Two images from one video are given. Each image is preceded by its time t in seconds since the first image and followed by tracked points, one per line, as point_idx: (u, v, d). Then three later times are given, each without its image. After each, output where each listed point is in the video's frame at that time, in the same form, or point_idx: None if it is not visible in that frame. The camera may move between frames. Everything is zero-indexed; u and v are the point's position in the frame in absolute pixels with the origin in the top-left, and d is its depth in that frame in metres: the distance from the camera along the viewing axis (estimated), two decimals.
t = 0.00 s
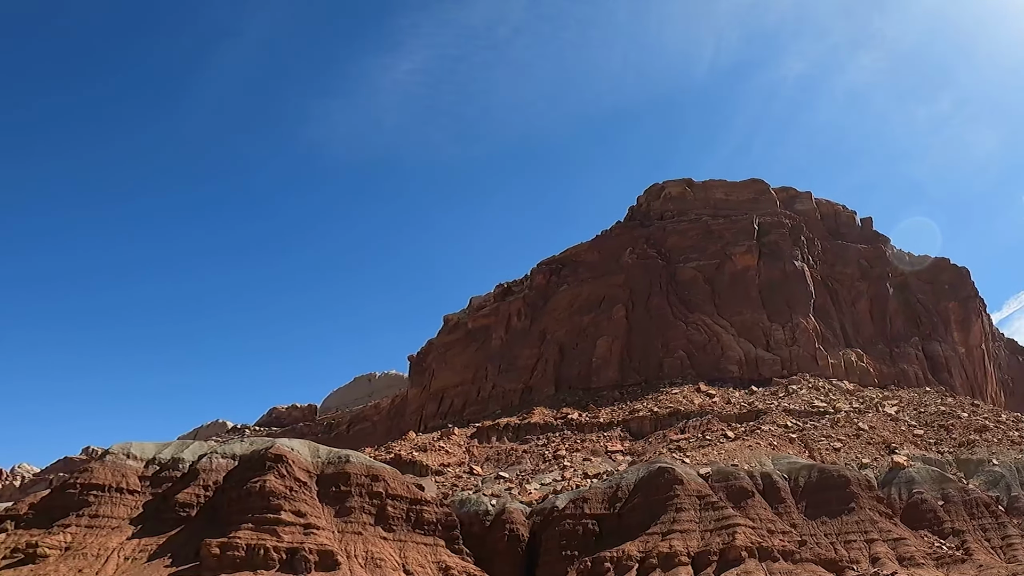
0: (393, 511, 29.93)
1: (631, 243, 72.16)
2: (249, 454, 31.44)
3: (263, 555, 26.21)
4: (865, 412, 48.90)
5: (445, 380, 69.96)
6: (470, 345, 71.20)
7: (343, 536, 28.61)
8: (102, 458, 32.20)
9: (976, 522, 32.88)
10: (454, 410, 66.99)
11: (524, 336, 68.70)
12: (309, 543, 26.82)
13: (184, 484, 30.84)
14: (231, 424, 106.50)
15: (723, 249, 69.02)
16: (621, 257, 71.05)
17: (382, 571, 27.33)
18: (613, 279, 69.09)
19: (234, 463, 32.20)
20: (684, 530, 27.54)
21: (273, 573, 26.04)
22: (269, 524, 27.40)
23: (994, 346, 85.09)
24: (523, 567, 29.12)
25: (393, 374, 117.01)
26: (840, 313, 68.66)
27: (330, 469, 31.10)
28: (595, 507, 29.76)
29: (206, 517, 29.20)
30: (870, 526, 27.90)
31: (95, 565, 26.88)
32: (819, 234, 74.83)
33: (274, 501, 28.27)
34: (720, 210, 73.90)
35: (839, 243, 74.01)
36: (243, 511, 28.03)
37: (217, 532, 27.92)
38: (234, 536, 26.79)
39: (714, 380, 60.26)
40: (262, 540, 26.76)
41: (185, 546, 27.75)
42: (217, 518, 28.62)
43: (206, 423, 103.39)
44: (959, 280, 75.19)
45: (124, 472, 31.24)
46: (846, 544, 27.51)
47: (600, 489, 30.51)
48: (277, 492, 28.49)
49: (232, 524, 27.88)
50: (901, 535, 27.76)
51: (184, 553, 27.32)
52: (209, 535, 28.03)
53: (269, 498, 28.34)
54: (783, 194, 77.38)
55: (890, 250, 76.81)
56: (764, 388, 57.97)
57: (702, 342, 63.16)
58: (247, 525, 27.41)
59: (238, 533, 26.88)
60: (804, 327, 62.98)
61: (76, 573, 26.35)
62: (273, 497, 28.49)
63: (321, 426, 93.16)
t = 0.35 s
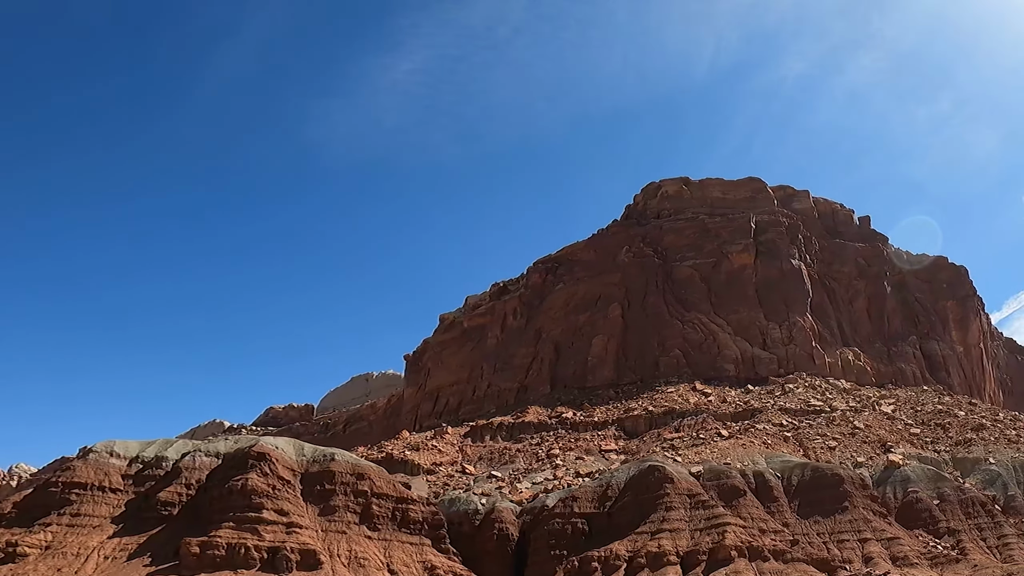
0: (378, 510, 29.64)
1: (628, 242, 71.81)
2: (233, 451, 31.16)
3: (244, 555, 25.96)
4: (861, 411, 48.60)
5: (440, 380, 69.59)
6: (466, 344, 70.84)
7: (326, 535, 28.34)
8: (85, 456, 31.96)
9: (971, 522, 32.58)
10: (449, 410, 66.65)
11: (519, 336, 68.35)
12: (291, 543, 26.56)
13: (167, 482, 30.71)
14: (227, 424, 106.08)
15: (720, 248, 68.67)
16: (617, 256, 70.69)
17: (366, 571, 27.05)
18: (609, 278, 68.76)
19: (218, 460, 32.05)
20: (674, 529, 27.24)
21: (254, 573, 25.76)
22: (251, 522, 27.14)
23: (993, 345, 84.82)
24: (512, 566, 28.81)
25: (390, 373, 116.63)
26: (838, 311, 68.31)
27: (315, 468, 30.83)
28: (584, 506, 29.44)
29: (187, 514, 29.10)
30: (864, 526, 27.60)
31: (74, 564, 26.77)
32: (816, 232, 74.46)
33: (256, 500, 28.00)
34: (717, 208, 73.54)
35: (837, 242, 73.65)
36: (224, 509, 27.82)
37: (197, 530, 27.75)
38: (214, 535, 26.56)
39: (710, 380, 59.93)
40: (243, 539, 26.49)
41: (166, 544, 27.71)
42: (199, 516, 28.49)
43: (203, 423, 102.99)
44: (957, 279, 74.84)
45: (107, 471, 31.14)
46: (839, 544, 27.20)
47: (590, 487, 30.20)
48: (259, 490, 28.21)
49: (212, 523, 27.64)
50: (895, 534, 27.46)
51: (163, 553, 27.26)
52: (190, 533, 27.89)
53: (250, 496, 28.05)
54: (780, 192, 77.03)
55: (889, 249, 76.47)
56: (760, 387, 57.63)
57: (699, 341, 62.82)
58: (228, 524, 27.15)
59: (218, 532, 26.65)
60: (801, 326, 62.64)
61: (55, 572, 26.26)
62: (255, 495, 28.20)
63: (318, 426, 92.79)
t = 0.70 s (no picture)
0: (364, 509, 29.42)
1: (624, 241, 71.52)
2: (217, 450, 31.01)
3: (225, 554, 25.82)
4: (858, 409, 48.32)
5: (436, 379, 69.26)
6: (462, 343, 70.50)
7: (310, 534, 28.12)
8: (69, 454, 31.92)
9: (967, 521, 32.31)
10: (445, 409, 66.29)
11: (515, 335, 68.03)
12: (273, 542, 26.40)
13: (150, 481, 30.46)
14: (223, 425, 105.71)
15: (717, 246, 68.40)
16: (613, 255, 70.40)
17: (350, 570, 26.83)
18: (605, 277, 68.47)
19: (202, 460, 31.77)
20: (664, 528, 26.97)
21: (236, 572, 25.65)
22: (233, 522, 26.96)
23: (991, 344, 84.64)
24: (503, 566, 28.54)
25: (387, 373, 116.25)
26: (835, 310, 68.02)
27: (300, 466, 30.61)
28: (575, 505, 29.17)
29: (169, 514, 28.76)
30: (858, 525, 27.33)
31: (55, 563, 26.65)
32: (814, 231, 74.18)
33: (239, 498, 27.76)
34: (714, 207, 73.24)
35: (834, 240, 73.39)
36: (207, 507, 27.50)
37: (180, 530, 27.50)
38: (195, 534, 26.39)
39: (707, 379, 59.63)
40: (225, 539, 26.31)
41: (146, 544, 27.40)
42: (181, 515, 28.19)
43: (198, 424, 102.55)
44: (955, 278, 74.59)
45: (91, 469, 31.13)
46: (832, 543, 26.92)
47: (581, 486, 29.93)
48: (242, 489, 27.96)
49: (194, 522, 27.35)
50: (890, 534, 27.16)
51: (144, 552, 26.97)
52: (172, 532, 27.62)
53: (233, 495, 27.80)
54: (777, 191, 76.78)
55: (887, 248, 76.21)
56: (757, 386, 57.38)
57: (695, 340, 62.54)
58: (209, 523, 26.93)
59: (200, 532, 26.46)
60: (798, 325, 62.37)
61: (36, 571, 26.13)
62: (238, 494, 27.94)
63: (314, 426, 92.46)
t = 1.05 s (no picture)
0: (348, 507, 29.18)
1: (620, 239, 71.20)
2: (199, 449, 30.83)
3: (204, 553, 25.68)
4: (853, 408, 48.01)
5: (431, 378, 68.91)
6: (457, 343, 70.12)
7: (293, 533, 27.91)
8: (51, 453, 31.76)
9: (963, 521, 31.99)
10: (440, 409, 65.90)
11: (511, 334, 67.69)
12: (253, 541, 26.21)
13: (131, 480, 30.35)
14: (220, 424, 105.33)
15: (713, 245, 68.10)
16: (609, 253, 70.06)
17: (332, 569, 26.61)
18: (601, 276, 68.14)
19: (185, 458, 31.65)
20: (652, 527, 26.68)
21: (215, 572, 25.52)
22: (213, 521, 26.78)
23: (990, 343, 84.32)
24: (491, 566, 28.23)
25: (384, 373, 115.82)
26: (832, 309, 67.68)
27: (284, 464, 30.38)
28: (563, 503, 28.89)
29: (151, 514, 28.63)
30: (851, 524, 27.03)
31: (34, 562, 26.39)
32: (811, 229, 73.84)
33: (220, 497, 27.52)
34: (711, 205, 72.88)
35: (831, 239, 73.05)
36: (186, 506, 27.23)
37: (160, 528, 27.43)
38: (175, 532, 26.29)
39: (703, 378, 59.31)
40: (205, 538, 26.13)
41: (126, 543, 27.34)
42: (163, 515, 28.01)
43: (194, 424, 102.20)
44: (953, 277, 74.23)
45: (73, 468, 31.00)
46: (825, 543, 26.61)
47: (570, 485, 29.66)
48: (223, 487, 27.72)
49: (174, 521, 27.22)
50: (883, 533, 26.84)
51: (123, 551, 26.92)
52: (151, 530, 27.61)
53: (214, 494, 27.54)
54: (774, 189, 76.48)
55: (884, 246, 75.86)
56: (753, 386, 57.05)
57: (692, 339, 62.23)
58: (188, 522, 26.79)
59: (179, 530, 26.33)
60: (795, 324, 62.05)
61: (14, 570, 25.84)
62: (219, 493, 27.68)
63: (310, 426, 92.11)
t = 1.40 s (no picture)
0: (333, 507, 28.96)
1: (617, 238, 70.90)
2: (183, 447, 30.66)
3: (185, 552, 25.52)
4: (850, 407, 47.70)
5: (426, 378, 68.57)
6: (452, 342, 69.72)
7: (276, 532, 27.74)
8: (34, 452, 31.62)
9: (958, 520, 31.69)
10: (435, 408, 65.52)
11: (507, 333, 67.35)
12: (234, 540, 26.04)
13: (114, 478, 30.12)
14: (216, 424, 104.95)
15: (710, 244, 67.82)
16: (606, 252, 69.77)
17: (315, 568, 26.42)
18: (598, 274, 67.84)
19: (168, 456, 31.45)
20: (642, 527, 26.44)
21: (196, 571, 25.36)
22: (194, 519, 26.59)
23: (988, 343, 83.99)
24: (480, 565, 28.01)
25: (382, 372, 115.44)
26: (830, 308, 67.39)
27: (269, 463, 30.20)
28: (553, 503, 28.68)
29: (133, 512, 28.42)
30: (844, 523, 26.73)
31: (14, 562, 26.29)
32: (808, 228, 73.54)
33: (202, 496, 27.29)
34: (709, 204, 72.59)
35: (829, 238, 72.73)
36: (167, 505, 27.03)
37: (141, 527, 27.19)
38: (155, 531, 26.08)
39: (699, 377, 59.01)
40: (186, 537, 25.95)
41: (107, 542, 27.10)
42: (144, 513, 27.82)
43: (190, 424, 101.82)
44: (951, 276, 73.90)
45: (56, 467, 30.84)
46: (817, 542, 26.33)
47: (559, 484, 29.48)
48: (205, 486, 27.48)
49: (156, 519, 27.01)
50: (877, 533, 26.52)
51: (103, 551, 26.72)
52: (133, 528, 27.37)
53: (195, 492, 27.31)
54: (772, 188, 76.20)
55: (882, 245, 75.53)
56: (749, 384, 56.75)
57: (688, 338, 61.96)
58: (170, 520, 26.58)
59: (160, 529, 26.16)
60: (792, 322, 61.76)
61: None
62: (200, 491, 27.44)
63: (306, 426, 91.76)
